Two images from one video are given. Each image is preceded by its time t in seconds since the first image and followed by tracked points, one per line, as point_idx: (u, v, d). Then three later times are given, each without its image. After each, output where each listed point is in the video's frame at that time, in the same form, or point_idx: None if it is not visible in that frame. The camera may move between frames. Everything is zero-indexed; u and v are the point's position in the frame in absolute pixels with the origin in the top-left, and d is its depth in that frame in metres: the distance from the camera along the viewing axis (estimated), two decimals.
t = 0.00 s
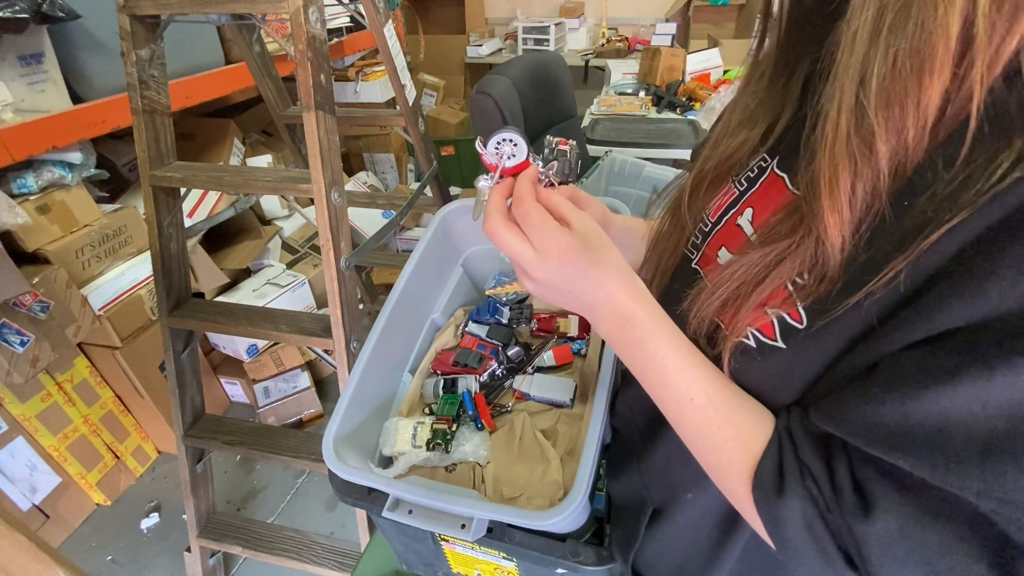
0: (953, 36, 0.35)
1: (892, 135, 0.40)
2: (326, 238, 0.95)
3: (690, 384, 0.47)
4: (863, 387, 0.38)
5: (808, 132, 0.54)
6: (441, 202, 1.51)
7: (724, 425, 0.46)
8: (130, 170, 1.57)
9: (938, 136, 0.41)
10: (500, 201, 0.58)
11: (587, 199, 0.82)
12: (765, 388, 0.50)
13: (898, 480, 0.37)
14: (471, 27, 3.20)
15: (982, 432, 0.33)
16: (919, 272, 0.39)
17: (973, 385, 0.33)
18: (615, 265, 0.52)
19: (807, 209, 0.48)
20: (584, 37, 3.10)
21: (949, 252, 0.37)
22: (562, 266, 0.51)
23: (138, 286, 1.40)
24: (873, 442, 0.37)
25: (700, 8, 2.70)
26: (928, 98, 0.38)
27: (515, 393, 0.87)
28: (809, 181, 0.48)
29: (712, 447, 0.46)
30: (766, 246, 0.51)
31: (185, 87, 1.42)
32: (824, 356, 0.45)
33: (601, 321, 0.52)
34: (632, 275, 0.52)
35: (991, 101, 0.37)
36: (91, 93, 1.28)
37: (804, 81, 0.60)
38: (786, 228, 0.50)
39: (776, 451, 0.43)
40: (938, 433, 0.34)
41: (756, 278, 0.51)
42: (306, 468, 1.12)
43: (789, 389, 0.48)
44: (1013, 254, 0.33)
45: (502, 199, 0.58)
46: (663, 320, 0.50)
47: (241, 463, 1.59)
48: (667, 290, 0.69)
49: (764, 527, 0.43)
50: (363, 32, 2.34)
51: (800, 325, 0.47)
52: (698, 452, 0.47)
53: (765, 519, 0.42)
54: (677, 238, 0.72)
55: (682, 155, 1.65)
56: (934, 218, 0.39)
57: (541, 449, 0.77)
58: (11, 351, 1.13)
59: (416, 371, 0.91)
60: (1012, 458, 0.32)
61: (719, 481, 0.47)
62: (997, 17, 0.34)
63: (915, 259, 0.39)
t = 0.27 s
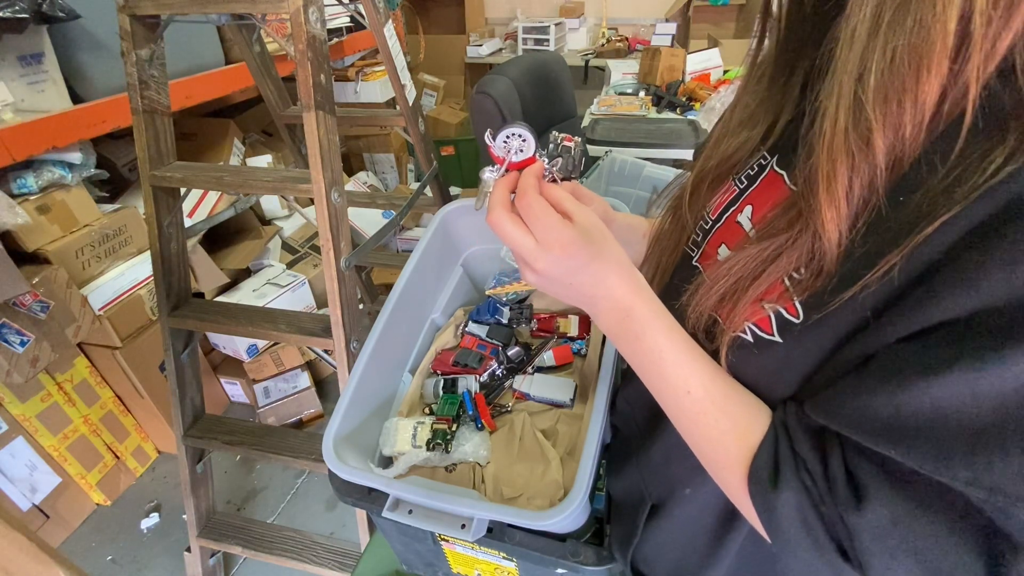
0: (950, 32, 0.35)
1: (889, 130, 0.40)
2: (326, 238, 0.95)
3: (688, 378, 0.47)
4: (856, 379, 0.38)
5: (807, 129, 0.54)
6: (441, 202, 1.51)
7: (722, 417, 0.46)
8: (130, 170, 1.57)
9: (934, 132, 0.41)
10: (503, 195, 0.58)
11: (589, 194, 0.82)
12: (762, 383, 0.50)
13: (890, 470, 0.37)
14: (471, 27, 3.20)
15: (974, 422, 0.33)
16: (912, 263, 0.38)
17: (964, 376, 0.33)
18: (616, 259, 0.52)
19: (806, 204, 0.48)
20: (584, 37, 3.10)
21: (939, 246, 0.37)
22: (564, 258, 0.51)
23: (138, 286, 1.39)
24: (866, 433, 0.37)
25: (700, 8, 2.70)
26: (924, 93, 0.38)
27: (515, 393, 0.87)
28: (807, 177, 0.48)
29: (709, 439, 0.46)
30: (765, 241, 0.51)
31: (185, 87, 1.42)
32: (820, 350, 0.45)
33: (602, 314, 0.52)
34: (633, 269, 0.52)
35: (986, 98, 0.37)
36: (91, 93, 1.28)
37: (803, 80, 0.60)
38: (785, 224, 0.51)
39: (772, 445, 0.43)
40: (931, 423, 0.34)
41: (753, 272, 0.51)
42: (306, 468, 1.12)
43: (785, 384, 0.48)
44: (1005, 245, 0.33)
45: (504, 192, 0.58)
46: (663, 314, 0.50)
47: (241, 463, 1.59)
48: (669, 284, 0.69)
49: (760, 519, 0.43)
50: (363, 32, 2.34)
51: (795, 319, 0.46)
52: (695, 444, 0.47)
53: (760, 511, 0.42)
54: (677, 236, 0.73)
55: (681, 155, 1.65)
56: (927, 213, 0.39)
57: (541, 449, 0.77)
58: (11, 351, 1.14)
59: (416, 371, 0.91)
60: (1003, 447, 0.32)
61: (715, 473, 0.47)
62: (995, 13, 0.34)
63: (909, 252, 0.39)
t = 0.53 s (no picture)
0: (949, 30, 0.35)
1: (888, 127, 0.41)
2: (326, 238, 0.95)
3: (689, 376, 0.47)
4: (855, 374, 0.38)
5: (807, 127, 0.54)
6: (441, 202, 1.51)
7: (721, 413, 0.46)
8: (130, 170, 1.57)
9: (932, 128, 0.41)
10: (506, 190, 0.58)
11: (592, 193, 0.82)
12: (761, 380, 0.50)
13: (890, 465, 0.37)
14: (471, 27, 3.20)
15: (971, 414, 0.33)
16: (911, 259, 0.39)
17: (962, 369, 0.33)
18: (619, 257, 0.52)
19: (806, 201, 0.48)
20: (584, 37, 3.10)
21: (937, 242, 0.37)
22: (567, 254, 0.51)
23: (138, 286, 1.39)
24: (864, 427, 0.37)
25: (700, 9, 2.70)
26: (924, 90, 0.38)
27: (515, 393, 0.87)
28: (807, 174, 0.48)
29: (708, 434, 0.46)
30: (764, 237, 0.51)
31: (185, 87, 1.42)
32: (818, 346, 0.45)
33: (602, 311, 0.52)
34: (634, 267, 0.53)
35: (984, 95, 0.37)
36: (91, 93, 1.28)
37: (803, 79, 0.60)
38: (784, 220, 0.50)
39: (771, 441, 0.43)
40: (929, 417, 0.34)
41: (753, 268, 0.51)
42: (306, 468, 1.12)
43: (784, 379, 0.48)
44: (1002, 241, 0.33)
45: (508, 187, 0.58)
46: (664, 311, 0.50)
47: (241, 463, 1.59)
48: (671, 281, 0.70)
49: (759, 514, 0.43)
50: (363, 32, 2.34)
51: (794, 315, 0.47)
52: (695, 440, 0.47)
53: (759, 506, 0.42)
54: (678, 235, 0.72)
55: (682, 155, 1.65)
56: (926, 209, 0.39)
57: (541, 449, 0.77)
58: (11, 351, 1.14)
59: (416, 371, 0.91)
60: (1001, 440, 0.32)
61: (714, 469, 0.47)
62: (991, 12, 0.34)
63: (907, 248, 0.39)
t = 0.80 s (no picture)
0: (949, 28, 0.35)
1: (887, 124, 0.41)
2: (326, 238, 0.95)
3: (689, 373, 0.47)
4: (854, 369, 0.39)
5: (807, 125, 0.54)
6: (441, 202, 1.51)
7: (722, 408, 0.46)
8: (130, 170, 1.57)
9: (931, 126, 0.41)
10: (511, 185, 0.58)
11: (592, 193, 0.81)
12: (760, 376, 0.50)
13: (889, 459, 0.37)
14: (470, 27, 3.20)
15: (969, 407, 0.33)
16: (910, 253, 0.39)
17: (959, 363, 0.33)
18: (620, 255, 0.52)
19: (806, 197, 0.48)
20: (583, 37, 3.10)
21: (934, 238, 0.37)
22: (568, 250, 0.52)
23: (138, 286, 1.39)
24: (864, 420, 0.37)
25: (700, 9, 2.70)
26: (922, 87, 0.38)
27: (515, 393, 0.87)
28: (808, 171, 0.48)
29: (709, 430, 0.46)
30: (764, 233, 0.51)
31: (185, 87, 1.42)
32: (817, 342, 0.45)
33: (603, 307, 0.52)
34: (635, 264, 0.52)
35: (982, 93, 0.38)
36: (91, 93, 1.28)
37: (803, 78, 0.60)
38: (784, 217, 0.50)
39: (771, 436, 0.44)
40: (928, 410, 0.35)
41: (753, 265, 0.51)
42: (306, 468, 1.12)
43: (783, 376, 0.48)
44: (1001, 235, 0.33)
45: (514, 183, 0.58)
46: (664, 307, 0.50)
47: (241, 463, 1.59)
48: (671, 277, 0.70)
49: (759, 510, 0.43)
50: (363, 32, 2.34)
51: (794, 311, 0.46)
52: (695, 436, 0.47)
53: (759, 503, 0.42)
54: (678, 233, 0.72)
55: (682, 155, 1.65)
56: (924, 204, 0.39)
57: (541, 449, 0.77)
58: (11, 351, 1.13)
59: (417, 371, 0.91)
60: (999, 431, 0.32)
61: (715, 465, 0.47)
62: (991, 10, 0.34)
63: (906, 242, 0.39)
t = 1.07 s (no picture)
0: (950, 25, 0.35)
1: (887, 120, 0.41)
2: (326, 238, 0.95)
3: (689, 369, 0.47)
4: (853, 364, 0.39)
5: (807, 122, 0.54)
6: (441, 202, 1.51)
7: (720, 404, 0.46)
8: (130, 170, 1.57)
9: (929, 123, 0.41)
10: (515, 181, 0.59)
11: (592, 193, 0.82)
12: (759, 373, 0.50)
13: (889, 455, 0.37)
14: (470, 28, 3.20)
15: (968, 400, 0.33)
16: (908, 248, 0.39)
17: (956, 356, 0.33)
18: (622, 253, 0.52)
19: (805, 192, 0.48)
20: (584, 37, 3.10)
21: (933, 233, 0.37)
22: (570, 246, 0.52)
23: (138, 286, 1.39)
24: (864, 415, 0.37)
25: (700, 9, 2.70)
26: (922, 85, 0.38)
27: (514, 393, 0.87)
28: (807, 166, 0.48)
29: (709, 426, 0.46)
30: (764, 229, 0.51)
31: (185, 87, 1.42)
32: (816, 338, 0.45)
33: (605, 304, 0.52)
34: (636, 261, 0.53)
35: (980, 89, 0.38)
36: (91, 93, 1.28)
37: (802, 76, 0.60)
38: (783, 213, 0.50)
39: (770, 432, 0.44)
40: (926, 404, 0.35)
41: (752, 261, 0.51)
42: (306, 468, 1.12)
43: (782, 372, 0.48)
44: (999, 232, 0.33)
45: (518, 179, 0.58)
46: (664, 304, 0.50)
47: (241, 463, 1.59)
48: (671, 274, 0.70)
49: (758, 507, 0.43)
50: (363, 32, 2.34)
51: (793, 307, 0.47)
52: (695, 433, 0.47)
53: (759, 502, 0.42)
54: (677, 231, 0.72)
55: (682, 155, 1.65)
56: (922, 200, 0.39)
57: (541, 449, 0.77)
58: (11, 351, 1.13)
59: (417, 371, 0.91)
60: (997, 425, 0.32)
61: (714, 461, 0.47)
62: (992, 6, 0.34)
63: (905, 236, 0.39)
